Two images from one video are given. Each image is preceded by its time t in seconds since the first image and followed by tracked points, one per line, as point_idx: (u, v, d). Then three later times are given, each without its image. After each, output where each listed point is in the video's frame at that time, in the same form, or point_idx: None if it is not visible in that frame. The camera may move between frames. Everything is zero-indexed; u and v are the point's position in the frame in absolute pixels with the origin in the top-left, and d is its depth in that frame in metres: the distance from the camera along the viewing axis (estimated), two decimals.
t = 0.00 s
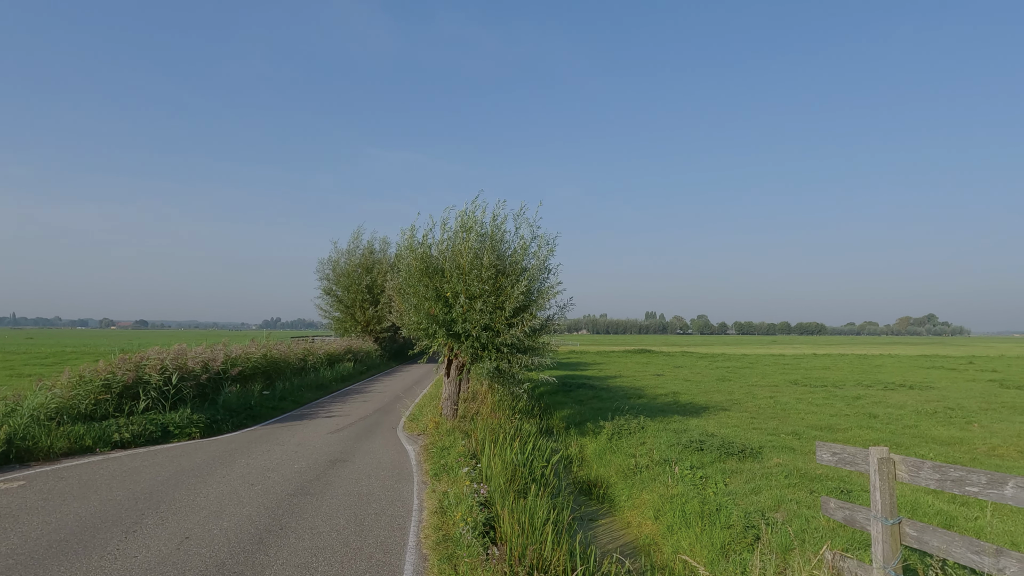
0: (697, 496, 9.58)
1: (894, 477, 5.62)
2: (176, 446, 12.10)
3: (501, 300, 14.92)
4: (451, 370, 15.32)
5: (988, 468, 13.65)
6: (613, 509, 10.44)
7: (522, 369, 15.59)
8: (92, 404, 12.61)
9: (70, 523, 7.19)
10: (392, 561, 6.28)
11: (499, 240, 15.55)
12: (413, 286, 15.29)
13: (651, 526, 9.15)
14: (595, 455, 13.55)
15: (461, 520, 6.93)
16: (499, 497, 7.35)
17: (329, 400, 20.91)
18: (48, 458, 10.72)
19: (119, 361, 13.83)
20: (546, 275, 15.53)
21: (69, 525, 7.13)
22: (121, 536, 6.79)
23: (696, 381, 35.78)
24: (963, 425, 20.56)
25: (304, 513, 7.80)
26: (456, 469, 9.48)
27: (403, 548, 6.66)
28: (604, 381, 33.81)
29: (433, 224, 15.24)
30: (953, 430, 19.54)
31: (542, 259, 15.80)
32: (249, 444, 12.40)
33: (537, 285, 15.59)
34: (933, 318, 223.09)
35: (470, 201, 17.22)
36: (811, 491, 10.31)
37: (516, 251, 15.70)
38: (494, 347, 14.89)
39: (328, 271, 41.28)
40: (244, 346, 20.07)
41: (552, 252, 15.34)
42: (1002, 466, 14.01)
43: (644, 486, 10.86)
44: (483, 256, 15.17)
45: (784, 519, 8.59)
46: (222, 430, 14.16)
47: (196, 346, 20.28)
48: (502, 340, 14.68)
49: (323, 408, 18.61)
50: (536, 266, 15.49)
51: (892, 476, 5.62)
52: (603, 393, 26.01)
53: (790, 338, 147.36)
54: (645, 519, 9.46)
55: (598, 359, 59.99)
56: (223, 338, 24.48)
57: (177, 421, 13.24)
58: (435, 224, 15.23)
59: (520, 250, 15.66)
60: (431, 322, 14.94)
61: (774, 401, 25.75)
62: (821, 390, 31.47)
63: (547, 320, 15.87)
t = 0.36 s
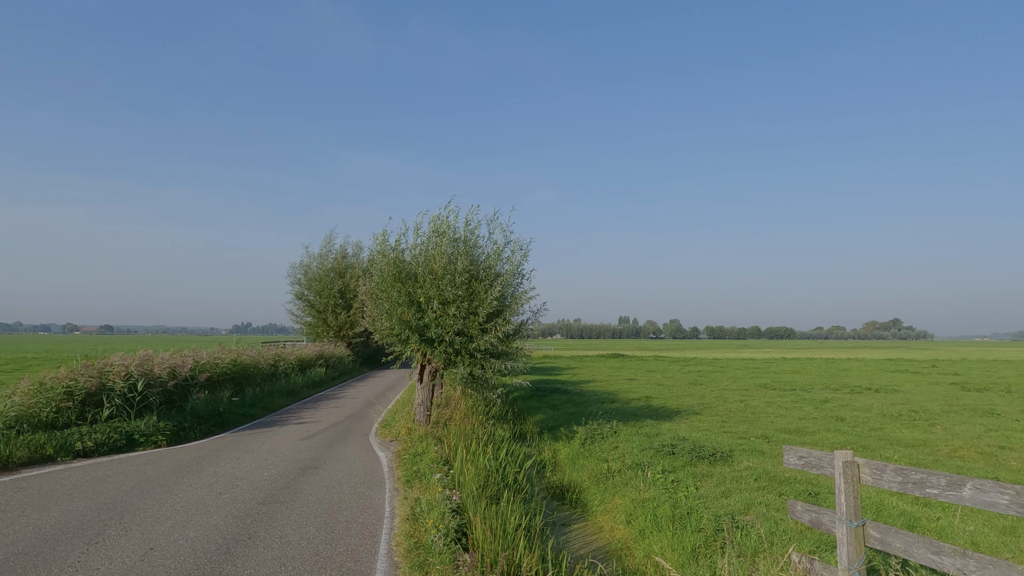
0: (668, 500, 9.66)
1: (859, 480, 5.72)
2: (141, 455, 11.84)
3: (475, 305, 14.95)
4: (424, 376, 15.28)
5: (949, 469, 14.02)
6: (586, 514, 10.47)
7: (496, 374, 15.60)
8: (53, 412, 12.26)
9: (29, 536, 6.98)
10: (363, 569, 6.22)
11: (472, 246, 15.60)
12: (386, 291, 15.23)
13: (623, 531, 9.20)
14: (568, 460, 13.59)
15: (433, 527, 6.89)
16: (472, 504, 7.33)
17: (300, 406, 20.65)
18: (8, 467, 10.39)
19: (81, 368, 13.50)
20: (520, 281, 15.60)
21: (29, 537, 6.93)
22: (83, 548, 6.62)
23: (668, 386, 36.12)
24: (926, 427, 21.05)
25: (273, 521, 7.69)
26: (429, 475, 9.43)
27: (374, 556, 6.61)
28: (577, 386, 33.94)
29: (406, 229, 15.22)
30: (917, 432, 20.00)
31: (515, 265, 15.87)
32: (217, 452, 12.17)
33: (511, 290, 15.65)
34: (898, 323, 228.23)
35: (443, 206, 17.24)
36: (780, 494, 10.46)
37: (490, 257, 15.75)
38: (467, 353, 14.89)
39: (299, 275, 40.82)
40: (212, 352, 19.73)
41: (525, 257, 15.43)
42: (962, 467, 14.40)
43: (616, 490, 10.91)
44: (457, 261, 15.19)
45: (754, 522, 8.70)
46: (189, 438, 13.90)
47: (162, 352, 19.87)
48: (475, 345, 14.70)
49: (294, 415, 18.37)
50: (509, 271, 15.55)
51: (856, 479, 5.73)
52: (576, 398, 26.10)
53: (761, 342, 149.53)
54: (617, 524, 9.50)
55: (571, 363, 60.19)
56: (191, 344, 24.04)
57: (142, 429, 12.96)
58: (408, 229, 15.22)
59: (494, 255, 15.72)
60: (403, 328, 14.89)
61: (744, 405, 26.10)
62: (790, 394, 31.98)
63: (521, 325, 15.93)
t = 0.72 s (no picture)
0: (640, 503, 9.72)
1: (825, 482, 5.83)
2: (104, 463, 11.55)
3: (447, 310, 14.94)
4: (397, 381, 15.23)
5: (912, 470, 14.38)
6: (558, 518, 10.50)
7: (468, 379, 15.58)
8: (11, 420, 11.89)
9: None
10: None
11: (445, 250, 15.60)
12: (358, 295, 15.14)
13: (595, 534, 9.24)
14: (541, 464, 13.62)
15: (404, 533, 6.85)
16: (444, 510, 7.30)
17: (270, 412, 20.35)
18: None
19: (41, 375, 13.13)
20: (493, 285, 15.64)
21: None
22: (42, 560, 6.43)
23: (640, 389, 36.40)
24: (890, 429, 21.53)
25: (241, 530, 7.56)
26: (401, 481, 9.36)
27: (344, 564, 6.53)
28: (551, 389, 34.00)
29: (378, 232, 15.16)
30: (881, 433, 20.44)
31: (488, 269, 15.90)
32: (183, 460, 11.93)
33: (484, 295, 15.67)
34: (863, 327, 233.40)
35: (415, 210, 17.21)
36: (749, 496, 10.60)
37: (463, 261, 15.76)
38: (440, 357, 14.88)
39: (270, 279, 40.30)
40: (179, 357, 19.36)
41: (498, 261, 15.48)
42: (924, 468, 14.77)
43: (588, 495, 10.94)
44: (429, 265, 15.17)
45: (723, 525, 8.82)
46: (154, 445, 13.60)
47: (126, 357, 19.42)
48: (448, 350, 14.70)
49: (263, 421, 18.10)
50: (482, 275, 15.58)
51: (822, 482, 5.84)
52: (549, 402, 26.16)
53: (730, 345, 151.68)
54: (589, 528, 9.54)
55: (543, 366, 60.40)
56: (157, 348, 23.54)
57: (104, 437, 12.64)
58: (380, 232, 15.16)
59: (467, 260, 15.73)
60: (375, 332, 14.82)
61: (714, 408, 26.43)
62: (759, 397, 32.46)
63: (494, 329, 15.95)
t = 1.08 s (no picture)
0: (610, 507, 9.76)
1: (790, 485, 5.92)
2: (64, 472, 11.23)
3: (420, 314, 14.90)
4: (368, 386, 15.14)
5: (876, 471, 14.70)
6: (529, 523, 10.50)
7: (440, 384, 15.53)
8: None
9: None
10: None
11: (418, 254, 15.55)
12: (329, 299, 15.00)
13: (566, 539, 9.26)
14: (513, 469, 13.61)
15: (374, 540, 6.79)
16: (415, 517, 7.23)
17: (238, 418, 20.01)
18: None
19: None
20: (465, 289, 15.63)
21: None
22: None
23: (612, 393, 36.65)
24: (856, 431, 21.98)
25: (206, 540, 7.40)
26: (371, 488, 9.27)
27: (312, 573, 6.43)
28: (524, 394, 34.00)
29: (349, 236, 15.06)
30: (847, 436, 20.85)
31: (461, 273, 15.89)
32: (147, 468, 11.66)
33: (457, 299, 15.66)
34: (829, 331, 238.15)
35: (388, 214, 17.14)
36: (718, 499, 10.72)
37: (435, 265, 15.73)
38: (411, 362, 14.82)
39: (239, 282, 39.68)
40: (144, 363, 18.94)
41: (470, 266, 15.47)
42: (887, 469, 15.10)
43: (560, 499, 10.96)
44: (401, 269, 15.11)
45: (693, 528, 8.90)
46: (117, 453, 13.27)
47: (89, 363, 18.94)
48: (420, 354, 14.66)
49: (230, 427, 17.79)
50: (455, 280, 15.57)
51: (788, 484, 5.92)
52: (522, 406, 26.15)
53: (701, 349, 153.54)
54: (560, 533, 9.55)
55: (516, 370, 60.49)
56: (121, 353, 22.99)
57: (65, 445, 12.28)
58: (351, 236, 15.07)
59: (439, 264, 15.70)
60: (346, 337, 14.70)
61: (684, 412, 26.70)
62: (729, 400, 32.88)
63: (466, 333, 15.92)
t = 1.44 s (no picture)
0: (581, 510, 9.79)
1: (756, 488, 6.00)
2: (22, 481, 10.91)
3: (391, 318, 14.81)
4: (338, 391, 15.01)
5: (841, 472, 15.00)
6: (501, 527, 10.49)
7: (412, 388, 15.44)
8: None
9: None
10: None
11: (389, 257, 15.46)
12: (298, 303, 14.83)
13: (537, 543, 9.26)
14: (484, 473, 13.59)
15: (343, 547, 6.71)
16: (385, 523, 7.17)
17: (205, 424, 19.66)
18: None
19: None
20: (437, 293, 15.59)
21: None
22: None
23: (584, 397, 36.80)
24: (823, 433, 22.38)
25: (169, 549, 7.23)
26: (340, 493, 9.17)
27: None
28: (496, 397, 34.00)
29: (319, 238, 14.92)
30: (814, 437, 21.24)
31: (433, 277, 15.85)
32: (109, 475, 11.37)
33: (428, 303, 15.61)
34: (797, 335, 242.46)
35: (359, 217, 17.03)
36: (688, 501, 10.82)
37: (407, 268, 15.66)
38: (382, 366, 14.75)
39: (207, 285, 39.00)
40: (106, 368, 18.50)
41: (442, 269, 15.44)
42: (852, 470, 15.42)
43: (531, 503, 10.95)
44: (372, 272, 15.00)
45: (662, 530, 8.98)
46: (78, 461, 12.93)
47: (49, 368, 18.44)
48: (391, 358, 14.59)
49: (196, 432, 17.46)
50: (426, 283, 15.53)
51: (754, 487, 6.00)
52: (494, 410, 26.12)
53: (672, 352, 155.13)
54: (531, 537, 9.55)
55: (489, 374, 60.40)
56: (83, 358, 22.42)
57: (22, 452, 11.93)
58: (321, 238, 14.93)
59: (411, 267, 15.63)
60: (316, 341, 14.55)
61: (655, 414, 26.95)
62: (699, 403, 33.27)
63: (438, 337, 15.86)
